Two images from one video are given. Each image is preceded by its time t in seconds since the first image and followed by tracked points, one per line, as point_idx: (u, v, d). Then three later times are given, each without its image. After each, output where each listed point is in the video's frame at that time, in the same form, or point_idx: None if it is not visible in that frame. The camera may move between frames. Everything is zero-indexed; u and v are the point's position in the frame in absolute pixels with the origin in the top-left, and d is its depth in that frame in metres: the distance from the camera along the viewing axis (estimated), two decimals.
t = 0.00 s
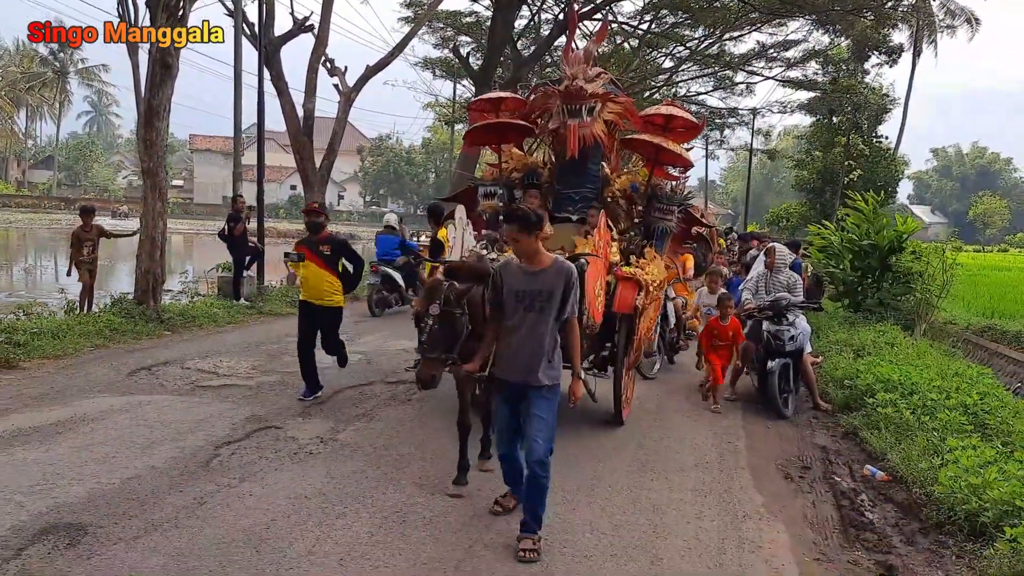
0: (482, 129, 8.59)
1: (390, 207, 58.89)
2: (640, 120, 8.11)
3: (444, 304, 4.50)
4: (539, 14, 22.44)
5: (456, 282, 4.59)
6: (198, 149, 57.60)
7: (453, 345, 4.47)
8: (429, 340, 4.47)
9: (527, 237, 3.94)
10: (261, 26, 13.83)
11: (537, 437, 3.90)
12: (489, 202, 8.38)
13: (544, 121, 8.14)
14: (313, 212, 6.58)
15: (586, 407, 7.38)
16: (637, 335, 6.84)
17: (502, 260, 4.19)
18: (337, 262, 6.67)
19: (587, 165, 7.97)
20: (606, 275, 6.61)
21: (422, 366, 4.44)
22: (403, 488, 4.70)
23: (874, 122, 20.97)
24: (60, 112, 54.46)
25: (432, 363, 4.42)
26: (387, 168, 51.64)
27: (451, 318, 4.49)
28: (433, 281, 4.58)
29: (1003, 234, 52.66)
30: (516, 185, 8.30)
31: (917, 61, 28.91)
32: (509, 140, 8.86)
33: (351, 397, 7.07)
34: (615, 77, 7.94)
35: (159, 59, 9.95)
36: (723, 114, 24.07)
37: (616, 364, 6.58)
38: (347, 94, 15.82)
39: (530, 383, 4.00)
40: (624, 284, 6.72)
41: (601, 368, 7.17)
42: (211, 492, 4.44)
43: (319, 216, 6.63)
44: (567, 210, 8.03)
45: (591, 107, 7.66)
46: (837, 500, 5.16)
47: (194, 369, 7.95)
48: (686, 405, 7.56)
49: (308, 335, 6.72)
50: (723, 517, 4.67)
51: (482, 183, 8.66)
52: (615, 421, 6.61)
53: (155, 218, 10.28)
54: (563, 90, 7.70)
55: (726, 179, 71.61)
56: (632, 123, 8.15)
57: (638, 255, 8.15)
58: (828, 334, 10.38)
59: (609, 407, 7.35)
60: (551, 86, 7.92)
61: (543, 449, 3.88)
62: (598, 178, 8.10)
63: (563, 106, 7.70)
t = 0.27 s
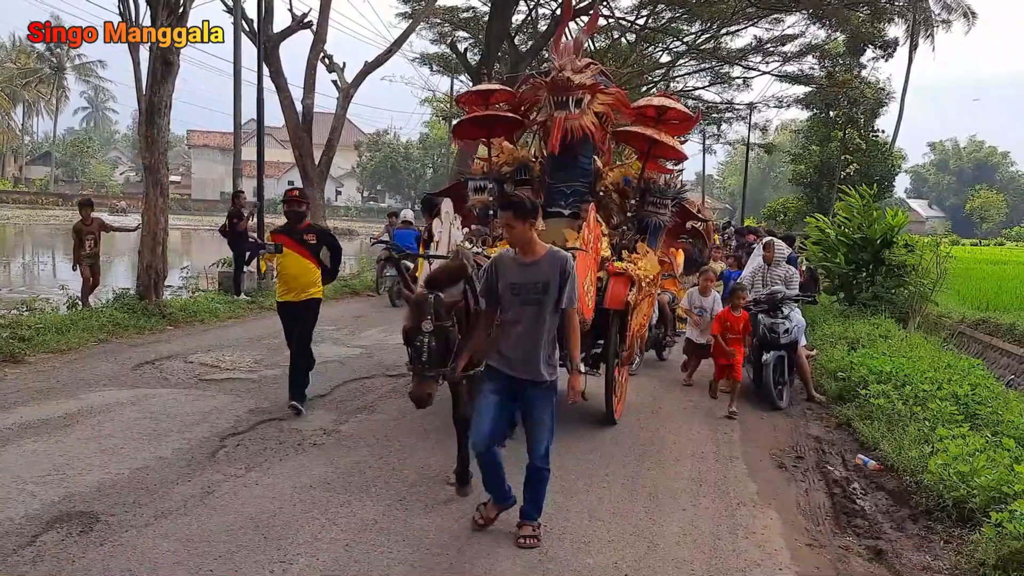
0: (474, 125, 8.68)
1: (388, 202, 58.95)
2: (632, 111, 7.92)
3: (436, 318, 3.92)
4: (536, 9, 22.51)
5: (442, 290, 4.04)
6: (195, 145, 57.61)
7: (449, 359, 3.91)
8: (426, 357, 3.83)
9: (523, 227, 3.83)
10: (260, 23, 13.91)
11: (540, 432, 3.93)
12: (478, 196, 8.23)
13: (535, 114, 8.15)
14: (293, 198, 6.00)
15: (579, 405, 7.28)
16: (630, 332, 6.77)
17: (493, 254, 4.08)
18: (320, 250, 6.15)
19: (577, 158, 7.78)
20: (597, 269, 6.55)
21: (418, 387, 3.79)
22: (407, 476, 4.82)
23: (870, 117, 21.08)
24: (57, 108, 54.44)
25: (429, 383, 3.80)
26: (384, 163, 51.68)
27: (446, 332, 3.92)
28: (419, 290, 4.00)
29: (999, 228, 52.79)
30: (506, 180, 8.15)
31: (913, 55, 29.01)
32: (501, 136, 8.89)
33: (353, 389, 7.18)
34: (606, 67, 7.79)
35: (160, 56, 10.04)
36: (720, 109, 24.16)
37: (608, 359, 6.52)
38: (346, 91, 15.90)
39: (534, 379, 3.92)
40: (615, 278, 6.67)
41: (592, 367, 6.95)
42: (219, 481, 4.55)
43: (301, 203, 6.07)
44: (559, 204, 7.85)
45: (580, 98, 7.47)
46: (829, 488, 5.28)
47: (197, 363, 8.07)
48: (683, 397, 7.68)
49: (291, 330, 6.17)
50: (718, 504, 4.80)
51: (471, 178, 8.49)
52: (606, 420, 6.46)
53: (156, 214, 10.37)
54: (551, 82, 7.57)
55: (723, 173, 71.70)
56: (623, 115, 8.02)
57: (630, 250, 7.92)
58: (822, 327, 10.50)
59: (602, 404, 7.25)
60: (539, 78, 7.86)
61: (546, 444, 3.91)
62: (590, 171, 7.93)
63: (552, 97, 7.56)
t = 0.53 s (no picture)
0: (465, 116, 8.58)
1: (386, 197, 58.99)
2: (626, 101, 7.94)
3: (427, 308, 4.53)
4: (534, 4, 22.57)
5: (434, 283, 4.62)
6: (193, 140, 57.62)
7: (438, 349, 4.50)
8: (417, 346, 4.46)
9: (506, 223, 3.80)
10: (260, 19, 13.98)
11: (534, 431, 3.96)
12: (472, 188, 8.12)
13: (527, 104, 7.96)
14: (256, 194, 5.55)
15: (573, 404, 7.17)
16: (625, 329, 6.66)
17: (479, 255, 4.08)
18: (290, 251, 5.66)
19: (571, 149, 7.64)
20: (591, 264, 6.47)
21: (411, 375, 4.45)
22: (412, 465, 4.93)
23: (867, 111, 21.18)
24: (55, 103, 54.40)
25: (420, 371, 4.45)
26: (382, 158, 51.70)
27: (436, 322, 4.54)
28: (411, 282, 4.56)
29: (996, 222, 52.89)
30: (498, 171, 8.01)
31: (910, 49, 29.10)
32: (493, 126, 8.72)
33: (356, 381, 7.29)
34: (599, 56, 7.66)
35: (163, 52, 10.12)
36: (717, 103, 24.24)
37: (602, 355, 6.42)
38: (346, 86, 15.98)
39: (522, 380, 3.88)
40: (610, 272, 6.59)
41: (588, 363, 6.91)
42: (230, 469, 4.67)
43: (267, 199, 5.63)
44: (552, 196, 7.74)
45: (573, 88, 7.34)
46: (824, 475, 5.40)
47: (202, 356, 8.17)
48: (681, 389, 7.80)
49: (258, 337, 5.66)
50: (716, 491, 4.92)
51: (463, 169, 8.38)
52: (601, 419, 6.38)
53: (158, 209, 10.45)
54: (543, 72, 7.42)
55: (721, 168, 71.75)
56: (617, 105, 7.97)
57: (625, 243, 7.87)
58: (819, 319, 10.62)
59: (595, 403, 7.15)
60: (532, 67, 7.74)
61: (541, 440, 3.96)
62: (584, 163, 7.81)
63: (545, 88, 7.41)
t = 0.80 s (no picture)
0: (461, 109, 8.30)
1: (384, 193, 59.08)
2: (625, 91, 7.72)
3: (415, 315, 3.82)
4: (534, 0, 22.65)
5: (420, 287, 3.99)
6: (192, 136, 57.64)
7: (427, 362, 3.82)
8: (403, 357, 3.75)
9: (492, 206, 3.66)
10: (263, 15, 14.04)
11: (513, 433, 3.69)
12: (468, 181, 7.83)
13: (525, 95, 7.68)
14: (226, 191, 4.91)
15: (573, 404, 7.02)
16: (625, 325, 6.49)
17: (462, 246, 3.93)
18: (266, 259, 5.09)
19: (571, 141, 7.35)
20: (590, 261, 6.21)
21: (394, 389, 3.74)
22: (423, 453, 5.05)
23: (865, 107, 21.31)
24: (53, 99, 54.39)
25: (405, 385, 3.75)
26: (380, 154, 51.75)
27: (424, 332, 3.82)
28: (397, 288, 3.89)
29: (993, 218, 53.08)
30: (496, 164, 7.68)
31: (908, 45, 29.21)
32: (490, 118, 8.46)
33: (364, 374, 7.40)
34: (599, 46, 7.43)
35: (169, 49, 10.20)
36: (716, 99, 24.35)
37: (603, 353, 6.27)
38: (347, 82, 16.06)
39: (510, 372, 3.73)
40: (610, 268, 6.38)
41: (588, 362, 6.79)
42: (247, 457, 4.79)
43: (238, 198, 4.99)
44: (551, 189, 7.43)
45: (571, 80, 7.09)
46: (824, 464, 5.53)
47: (211, 349, 8.29)
48: (684, 381, 7.92)
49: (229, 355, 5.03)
50: (720, 478, 5.04)
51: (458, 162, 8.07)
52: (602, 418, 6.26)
53: (165, 205, 10.56)
54: (541, 63, 7.18)
55: (719, 164, 71.89)
56: (616, 96, 7.78)
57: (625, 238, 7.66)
58: (818, 313, 10.75)
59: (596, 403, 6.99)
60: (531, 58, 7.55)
61: (519, 448, 3.68)
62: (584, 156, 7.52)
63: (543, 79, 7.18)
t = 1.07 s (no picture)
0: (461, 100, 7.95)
1: (381, 189, 59.15)
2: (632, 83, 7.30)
3: (408, 291, 3.99)
4: None
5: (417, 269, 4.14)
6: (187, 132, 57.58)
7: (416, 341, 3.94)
8: (391, 332, 3.89)
9: (495, 205, 3.52)
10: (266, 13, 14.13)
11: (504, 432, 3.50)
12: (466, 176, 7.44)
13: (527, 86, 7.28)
14: (198, 182, 4.44)
15: (573, 404, 6.88)
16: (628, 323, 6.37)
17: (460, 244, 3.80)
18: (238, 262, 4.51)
19: (574, 136, 7.04)
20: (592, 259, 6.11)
21: (381, 366, 3.84)
22: (435, 444, 5.18)
23: (861, 104, 21.45)
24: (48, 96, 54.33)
25: (392, 362, 3.84)
26: (377, 150, 51.79)
27: (417, 309, 3.97)
28: (394, 264, 4.08)
29: (988, 215, 53.29)
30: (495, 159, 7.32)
31: (904, 42, 29.36)
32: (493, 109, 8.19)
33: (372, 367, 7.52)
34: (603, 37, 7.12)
35: (175, 47, 10.29)
36: (713, 96, 24.48)
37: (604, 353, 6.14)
38: (349, 79, 16.15)
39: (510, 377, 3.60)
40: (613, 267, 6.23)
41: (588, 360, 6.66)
42: (264, 447, 4.91)
43: (211, 191, 4.49)
44: (553, 186, 7.09)
45: (576, 72, 6.83)
46: (826, 453, 5.68)
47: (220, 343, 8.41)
48: (686, 375, 8.06)
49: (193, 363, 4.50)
50: (725, 467, 5.18)
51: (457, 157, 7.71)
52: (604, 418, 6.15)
53: (171, 202, 10.67)
54: (545, 54, 6.88)
55: (715, 161, 72.08)
56: (622, 89, 7.41)
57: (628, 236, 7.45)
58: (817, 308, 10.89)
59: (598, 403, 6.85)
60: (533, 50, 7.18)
61: (508, 447, 3.46)
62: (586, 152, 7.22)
63: (546, 71, 6.90)
